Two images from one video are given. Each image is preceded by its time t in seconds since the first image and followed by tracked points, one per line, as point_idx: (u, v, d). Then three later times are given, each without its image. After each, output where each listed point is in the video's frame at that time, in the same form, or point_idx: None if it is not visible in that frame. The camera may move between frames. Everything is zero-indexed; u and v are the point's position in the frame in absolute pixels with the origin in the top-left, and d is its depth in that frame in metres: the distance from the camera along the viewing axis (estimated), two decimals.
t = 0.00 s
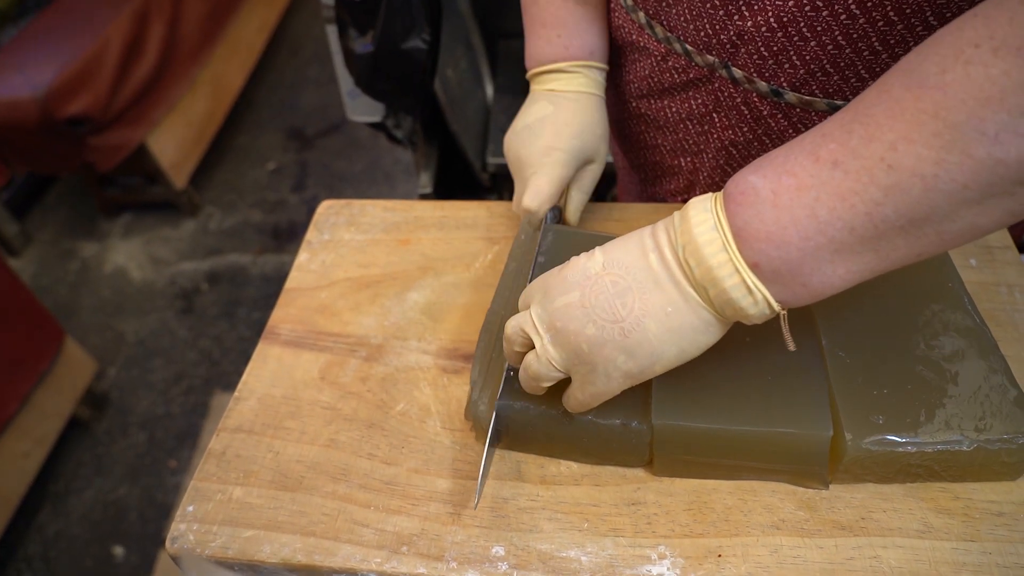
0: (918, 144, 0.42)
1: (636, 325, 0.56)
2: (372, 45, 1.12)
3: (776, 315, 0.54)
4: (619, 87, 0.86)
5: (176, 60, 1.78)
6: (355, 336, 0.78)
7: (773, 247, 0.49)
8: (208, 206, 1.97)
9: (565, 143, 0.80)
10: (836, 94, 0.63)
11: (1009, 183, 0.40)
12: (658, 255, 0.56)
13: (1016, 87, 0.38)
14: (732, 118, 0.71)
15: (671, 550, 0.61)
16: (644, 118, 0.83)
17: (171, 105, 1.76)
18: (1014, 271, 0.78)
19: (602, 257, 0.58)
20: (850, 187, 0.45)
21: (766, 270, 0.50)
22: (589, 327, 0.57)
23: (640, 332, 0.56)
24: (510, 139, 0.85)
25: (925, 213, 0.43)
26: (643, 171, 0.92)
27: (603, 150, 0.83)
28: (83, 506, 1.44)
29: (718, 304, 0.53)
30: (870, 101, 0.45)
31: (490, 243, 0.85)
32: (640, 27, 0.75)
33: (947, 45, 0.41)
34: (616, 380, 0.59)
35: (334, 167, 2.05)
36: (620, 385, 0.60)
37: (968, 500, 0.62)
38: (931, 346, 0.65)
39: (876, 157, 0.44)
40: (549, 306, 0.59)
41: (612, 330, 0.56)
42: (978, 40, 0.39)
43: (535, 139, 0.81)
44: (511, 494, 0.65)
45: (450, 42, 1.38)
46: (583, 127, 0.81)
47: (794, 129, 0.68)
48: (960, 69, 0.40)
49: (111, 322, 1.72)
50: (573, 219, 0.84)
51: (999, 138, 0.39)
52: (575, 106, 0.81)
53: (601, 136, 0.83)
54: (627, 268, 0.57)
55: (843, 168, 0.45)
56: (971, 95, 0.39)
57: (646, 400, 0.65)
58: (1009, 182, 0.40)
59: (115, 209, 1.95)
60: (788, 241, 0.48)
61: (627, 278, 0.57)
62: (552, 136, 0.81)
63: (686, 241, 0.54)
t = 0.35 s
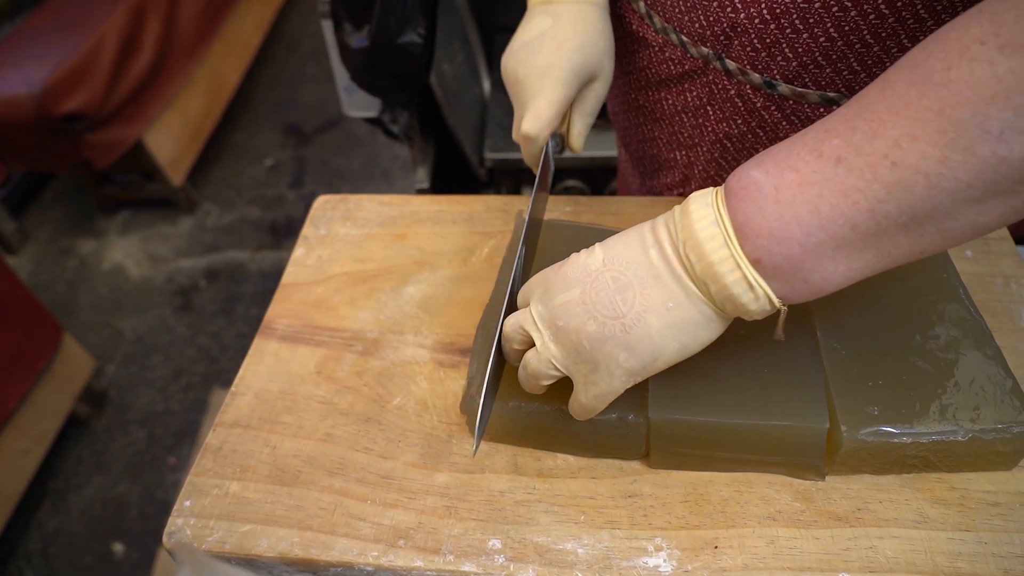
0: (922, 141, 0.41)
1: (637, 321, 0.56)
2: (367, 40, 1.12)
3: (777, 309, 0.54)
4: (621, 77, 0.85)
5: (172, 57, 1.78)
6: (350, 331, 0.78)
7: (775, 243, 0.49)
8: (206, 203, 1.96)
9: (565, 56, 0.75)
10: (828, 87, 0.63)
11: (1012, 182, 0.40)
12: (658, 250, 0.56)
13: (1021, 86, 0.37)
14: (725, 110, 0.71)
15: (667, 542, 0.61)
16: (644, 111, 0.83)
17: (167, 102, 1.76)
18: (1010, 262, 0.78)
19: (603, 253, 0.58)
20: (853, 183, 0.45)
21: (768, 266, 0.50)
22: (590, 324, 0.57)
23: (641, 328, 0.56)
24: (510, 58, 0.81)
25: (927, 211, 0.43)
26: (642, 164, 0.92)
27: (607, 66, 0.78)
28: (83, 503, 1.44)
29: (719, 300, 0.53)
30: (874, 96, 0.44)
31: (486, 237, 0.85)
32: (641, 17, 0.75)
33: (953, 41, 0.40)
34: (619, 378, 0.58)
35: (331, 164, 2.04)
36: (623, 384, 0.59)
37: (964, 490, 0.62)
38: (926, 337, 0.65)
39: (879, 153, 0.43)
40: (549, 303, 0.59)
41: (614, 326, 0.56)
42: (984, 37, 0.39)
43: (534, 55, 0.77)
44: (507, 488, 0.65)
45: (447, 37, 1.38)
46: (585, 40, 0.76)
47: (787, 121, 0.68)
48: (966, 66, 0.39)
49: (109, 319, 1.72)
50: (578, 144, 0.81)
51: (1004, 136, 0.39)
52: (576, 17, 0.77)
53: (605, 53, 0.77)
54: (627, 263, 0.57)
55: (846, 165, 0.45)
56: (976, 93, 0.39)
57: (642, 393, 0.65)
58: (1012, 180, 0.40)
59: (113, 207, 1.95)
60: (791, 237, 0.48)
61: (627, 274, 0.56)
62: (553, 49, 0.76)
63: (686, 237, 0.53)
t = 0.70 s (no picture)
0: (932, 136, 0.41)
1: (645, 317, 0.55)
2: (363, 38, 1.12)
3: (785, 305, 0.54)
4: (622, 73, 0.85)
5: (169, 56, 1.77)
6: (347, 329, 0.78)
7: (784, 239, 0.49)
8: (203, 202, 1.96)
9: (559, 43, 0.75)
10: (825, 80, 0.63)
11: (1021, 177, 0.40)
12: (666, 245, 0.56)
13: None
14: (723, 105, 0.71)
15: (665, 539, 0.61)
16: (644, 106, 0.83)
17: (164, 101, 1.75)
18: (1006, 257, 0.77)
19: (610, 248, 0.58)
20: (863, 178, 0.45)
21: (777, 262, 0.50)
22: (597, 319, 0.57)
23: (649, 324, 0.55)
24: (503, 50, 0.81)
25: (937, 205, 0.43)
26: (641, 160, 0.92)
27: (601, 55, 0.78)
28: (81, 503, 1.44)
29: (728, 296, 0.53)
30: (884, 90, 0.44)
31: (483, 234, 0.85)
32: (639, 12, 0.75)
33: (964, 34, 0.40)
34: (624, 373, 0.58)
35: (329, 162, 2.04)
36: (628, 378, 0.59)
37: (961, 485, 0.62)
38: (924, 333, 0.65)
39: (889, 148, 0.43)
40: (556, 297, 0.59)
41: (621, 321, 0.56)
42: (994, 31, 0.38)
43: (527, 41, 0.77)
44: (505, 485, 0.65)
45: (444, 34, 1.38)
46: (578, 28, 0.76)
47: (783, 116, 0.68)
48: (977, 60, 0.39)
49: (107, 319, 1.72)
50: (573, 133, 0.80)
51: (1015, 131, 0.38)
52: (568, 9, 0.77)
53: (599, 41, 0.78)
54: (634, 258, 0.57)
55: (856, 160, 0.45)
56: (986, 87, 0.39)
57: (639, 390, 0.65)
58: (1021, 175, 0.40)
59: (109, 206, 1.94)
60: (800, 233, 0.48)
61: (635, 269, 0.56)
62: (546, 35, 0.76)
63: (695, 232, 0.53)
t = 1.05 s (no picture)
0: (930, 126, 0.41)
1: (644, 312, 0.55)
2: (360, 35, 1.11)
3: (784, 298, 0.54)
4: (620, 69, 0.85)
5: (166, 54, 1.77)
6: (345, 326, 0.78)
7: (782, 232, 0.48)
8: (201, 201, 1.95)
9: (556, 126, 0.78)
10: (820, 74, 0.62)
11: (1019, 166, 0.40)
12: (665, 240, 0.56)
13: None
14: (719, 100, 0.71)
15: (664, 536, 0.61)
16: (641, 102, 0.83)
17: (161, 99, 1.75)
18: (1005, 253, 0.77)
19: (608, 244, 0.58)
20: (861, 170, 0.44)
21: (776, 256, 0.50)
22: (596, 315, 0.56)
23: (649, 319, 0.55)
24: (500, 118, 0.83)
25: (935, 196, 0.43)
26: (640, 156, 0.91)
27: (594, 134, 0.82)
28: (79, 503, 1.44)
29: (727, 290, 0.53)
30: (880, 83, 0.44)
31: (480, 232, 0.85)
32: (637, 7, 0.75)
33: (958, 25, 0.40)
34: (625, 368, 0.58)
35: (327, 161, 2.03)
36: (629, 374, 0.59)
37: (960, 481, 0.62)
38: (922, 328, 0.65)
39: (887, 140, 0.43)
40: (554, 294, 0.58)
41: (621, 318, 0.56)
42: (990, 20, 0.39)
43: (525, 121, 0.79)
44: (503, 482, 0.65)
45: (442, 31, 1.37)
46: (574, 109, 0.79)
47: (779, 110, 0.67)
48: (973, 50, 0.39)
49: (104, 318, 1.71)
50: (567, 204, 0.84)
51: (1013, 119, 0.39)
52: (566, 89, 0.80)
53: (592, 121, 0.81)
54: (633, 254, 0.56)
55: (853, 152, 0.45)
56: (982, 76, 0.39)
57: (637, 386, 0.65)
58: (1018, 164, 0.40)
59: (106, 205, 1.94)
60: (798, 226, 0.48)
61: (634, 264, 0.56)
62: (544, 118, 0.79)
63: (694, 227, 0.53)
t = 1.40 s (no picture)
0: (929, 126, 0.41)
1: (645, 313, 0.55)
2: (356, 32, 1.10)
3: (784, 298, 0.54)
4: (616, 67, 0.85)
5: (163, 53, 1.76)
6: (341, 325, 0.78)
7: (782, 232, 0.49)
8: (198, 200, 1.95)
9: (559, 102, 0.77)
10: (815, 72, 0.62)
11: (1019, 165, 0.40)
12: (664, 240, 0.56)
13: None
14: (714, 99, 0.70)
15: (661, 534, 0.61)
16: (638, 100, 0.82)
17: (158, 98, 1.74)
18: (1002, 250, 0.77)
19: (607, 245, 0.57)
20: (861, 170, 0.44)
21: (776, 256, 0.50)
22: (597, 316, 0.56)
23: (650, 320, 0.55)
24: (501, 92, 0.82)
25: (935, 195, 0.43)
26: (637, 154, 0.91)
27: (598, 109, 0.81)
28: (78, 503, 1.44)
29: (728, 290, 0.53)
30: (878, 83, 0.44)
31: (477, 230, 0.84)
32: (632, 7, 0.74)
33: (958, 23, 0.40)
34: (626, 369, 0.58)
35: (324, 159, 2.03)
36: (630, 375, 0.59)
37: (957, 477, 0.62)
38: (918, 325, 0.65)
39: (886, 139, 0.43)
40: (554, 296, 0.58)
41: (622, 318, 0.56)
42: (990, 21, 0.38)
43: (529, 94, 0.78)
44: (499, 481, 0.65)
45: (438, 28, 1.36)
46: (577, 82, 0.78)
47: (775, 109, 0.67)
48: (972, 50, 0.39)
49: (102, 317, 1.71)
50: (571, 182, 0.86)
51: (1012, 119, 0.38)
52: (569, 61, 0.78)
53: (597, 94, 0.80)
54: (633, 254, 0.56)
55: (853, 152, 0.45)
56: (982, 76, 0.38)
57: (635, 384, 0.65)
58: (1018, 163, 0.40)
59: (104, 204, 1.94)
60: (798, 226, 0.48)
61: (634, 265, 0.56)
62: (547, 91, 0.78)
63: (693, 227, 0.53)
